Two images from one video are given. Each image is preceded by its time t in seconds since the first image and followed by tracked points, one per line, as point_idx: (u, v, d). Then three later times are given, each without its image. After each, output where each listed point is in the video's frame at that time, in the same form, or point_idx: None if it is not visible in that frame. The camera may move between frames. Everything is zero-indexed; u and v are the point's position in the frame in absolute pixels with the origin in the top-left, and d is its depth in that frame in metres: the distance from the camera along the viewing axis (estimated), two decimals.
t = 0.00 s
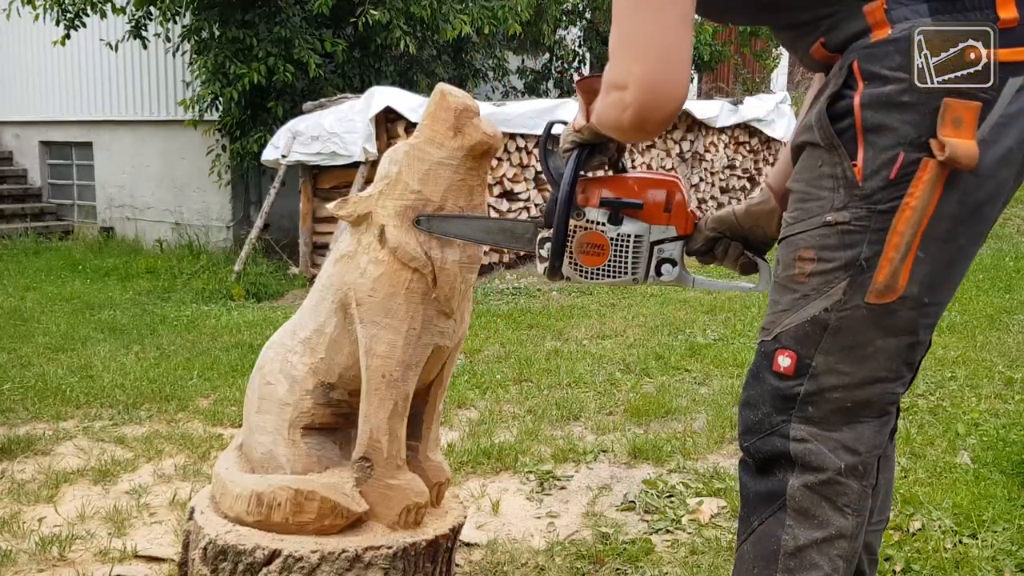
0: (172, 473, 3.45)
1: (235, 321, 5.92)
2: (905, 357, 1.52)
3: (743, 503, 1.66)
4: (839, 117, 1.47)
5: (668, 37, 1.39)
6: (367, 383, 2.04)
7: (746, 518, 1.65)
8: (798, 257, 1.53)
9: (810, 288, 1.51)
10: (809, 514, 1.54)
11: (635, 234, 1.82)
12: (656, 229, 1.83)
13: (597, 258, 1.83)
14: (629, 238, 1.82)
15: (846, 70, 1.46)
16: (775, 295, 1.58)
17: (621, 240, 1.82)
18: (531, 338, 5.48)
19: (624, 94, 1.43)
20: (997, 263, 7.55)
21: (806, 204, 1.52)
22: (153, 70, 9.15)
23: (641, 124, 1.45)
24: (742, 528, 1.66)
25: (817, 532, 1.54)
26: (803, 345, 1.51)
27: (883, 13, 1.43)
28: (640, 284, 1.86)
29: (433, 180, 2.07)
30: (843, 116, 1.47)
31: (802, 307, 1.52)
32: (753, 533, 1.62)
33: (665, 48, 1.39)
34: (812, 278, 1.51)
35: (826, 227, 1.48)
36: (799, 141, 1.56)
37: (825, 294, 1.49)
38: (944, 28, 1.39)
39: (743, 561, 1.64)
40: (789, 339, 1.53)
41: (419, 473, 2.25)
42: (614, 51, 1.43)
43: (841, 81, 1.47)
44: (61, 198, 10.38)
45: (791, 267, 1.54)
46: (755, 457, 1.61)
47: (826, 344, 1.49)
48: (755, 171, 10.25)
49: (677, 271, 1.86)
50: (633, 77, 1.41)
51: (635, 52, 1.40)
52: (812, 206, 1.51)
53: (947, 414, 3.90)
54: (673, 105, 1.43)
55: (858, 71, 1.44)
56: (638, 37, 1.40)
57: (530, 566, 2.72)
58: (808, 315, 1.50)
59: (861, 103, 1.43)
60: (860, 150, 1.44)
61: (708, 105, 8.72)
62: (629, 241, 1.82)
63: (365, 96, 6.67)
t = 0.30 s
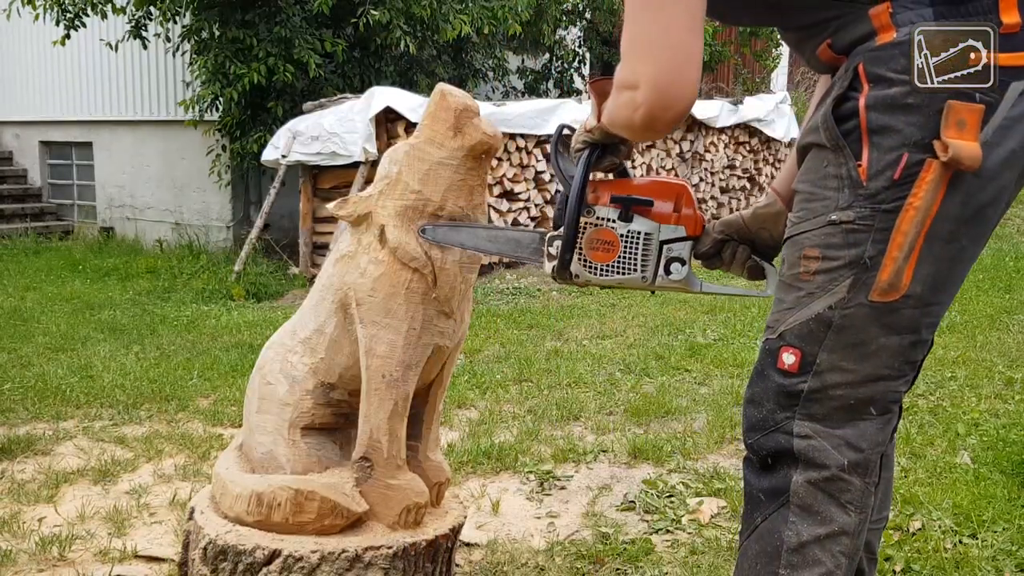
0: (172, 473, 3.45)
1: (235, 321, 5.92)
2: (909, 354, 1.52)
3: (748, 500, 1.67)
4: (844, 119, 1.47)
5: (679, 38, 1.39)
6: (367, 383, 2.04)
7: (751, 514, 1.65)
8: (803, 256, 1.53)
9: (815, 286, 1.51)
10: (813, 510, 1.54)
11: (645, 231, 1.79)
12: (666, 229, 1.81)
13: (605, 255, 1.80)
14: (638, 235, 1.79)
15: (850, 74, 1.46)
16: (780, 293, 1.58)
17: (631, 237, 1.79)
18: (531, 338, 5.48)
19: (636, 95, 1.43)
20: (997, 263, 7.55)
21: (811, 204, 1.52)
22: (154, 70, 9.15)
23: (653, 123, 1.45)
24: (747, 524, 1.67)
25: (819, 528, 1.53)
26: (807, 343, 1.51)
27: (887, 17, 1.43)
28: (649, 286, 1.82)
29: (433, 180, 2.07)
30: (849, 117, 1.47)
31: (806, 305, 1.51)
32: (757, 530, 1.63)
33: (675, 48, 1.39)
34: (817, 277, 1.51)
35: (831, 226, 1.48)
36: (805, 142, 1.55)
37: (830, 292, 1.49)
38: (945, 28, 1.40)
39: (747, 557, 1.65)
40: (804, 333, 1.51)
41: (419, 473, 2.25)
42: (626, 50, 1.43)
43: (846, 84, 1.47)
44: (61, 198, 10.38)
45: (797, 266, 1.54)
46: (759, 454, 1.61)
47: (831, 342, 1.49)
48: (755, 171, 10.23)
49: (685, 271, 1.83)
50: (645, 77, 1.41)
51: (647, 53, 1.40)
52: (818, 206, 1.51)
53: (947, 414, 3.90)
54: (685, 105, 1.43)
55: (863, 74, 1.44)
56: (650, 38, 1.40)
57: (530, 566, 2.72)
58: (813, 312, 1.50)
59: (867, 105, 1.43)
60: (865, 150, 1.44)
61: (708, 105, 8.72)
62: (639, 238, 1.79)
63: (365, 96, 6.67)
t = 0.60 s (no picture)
0: (172, 473, 3.45)
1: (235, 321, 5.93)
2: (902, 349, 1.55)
3: (759, 486, 1.63)
4: (845, 119, 1.48)
5: (718, 39, 1.41)
6: (367, 383, 2.04)
7: (765, 500, 1.61)
8: (806, 251, 1.53)
9: (819, 281, 1.51)
10: (831, 491, 1.53)
11: (657, 218, 1.82)
12: (675, 213, 1.84)
13: (621, 243, 1.82)
14: (651, 222, 1.82)
15: (850, 76, 1.47)
16: (779, 285, 1.57)
17: (645, 224, 1.82)
18: (531, 338, 5.48)
19: (675, 94, 1.45)
20: (997, 263, 7.55)
21: (812, 202, 1.52)
22: (154, 70, 9.15)
23: (690, 121, 1.48)
24: (760, 510, 1.62)
25: (839, 505, 1.54)
26: (813, 333, 1.51)
27: (885, 23, 1.46)
28: (660, 268, 1.86)
29: (434, 180, 2.07)
30: (850, 118, 1.47)
31: (811, 299, 1.52)
32: (777, 514, 1.59)
33: (715, 49, 1.41)
34: (820, 272, 1.51)
35: (833, 223, 1.49)
36: (801, 140, 1.55)
37: (834, 286, 1.49)
38: (940, 30, 1.45)
39: (768, 543, 1.60)
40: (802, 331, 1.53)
41: (420, 473, 2.25)
42: (664, 52, 1.43)
43: (845, 87, 1.47)
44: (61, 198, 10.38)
45: (799, 261, 1.54)
46: (768, 441, 1.58)
47: (837, 332, 1.50)
48: (755, 170, 10.23)
49: (695, 254, 1.87)
50: (686, 79, 1.43)
51: (687, 57, 1.42)
52: (819, 203, 1.51)
53: (947, 414, 3.90)
54: (721, 104, 1.46)
55: (861, 76, 1.46)
56: (690, 42, 1.41)
57: (530, 566, 2.72)
58: (818, 306, 1.51)
59: (867, 107, 1.45)
60: (865, 152, 1.46)
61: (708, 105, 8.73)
62: (653, 225, 1.82)
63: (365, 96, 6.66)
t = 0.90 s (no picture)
0: (172, 473, 3.45)
1: (236, 321, 5.93)
2: (920, 345, 1.55)
3: (782, 482, 1.63)
4: (861, 121, 1.48)
5: (722, 39, 1.41)
6: (367, 383, 2.04)
7: (787, 496, 1.61)
8: (830, 251, 1.52)
9: (845, 279, 1.51)
10: (856, 486, 1.53)
11: (660, 222, 1.80)
12: (677, 217, 1.82)
13: (625, 246, 1.80)
14: (654, 226, 1.80)
15: (861, 81, 1.48)
16: (804, 286, 1.57)
17: (649, 228, 1.80)
18: (531, 338, 5.48)
19: (682, 96, 1.45)
20: (997, 263, 7.54)
21: (833, 203, 1.52)
22: (154, 70, 9.15)
23: (697, 122, 1.48)
24: (781, 506, 1.63)
25: (863, 500, 1.54)
26: (841, 331, 1.52)
27: (890, 29, 1.47)
28: (665, 273, 1.83)
29: (434, 180, 2.07)
30: (867, 120, 1.47)
31: (837, 297, 1.52)
32: (798, 509, 1.59)
33: (720, 50, 1.41)
34: (847, 270, 1.50)
35: (857, 222, 1.48)
36: (815, 144, 1.54)
37: (860, 284, 1.49)
38: (944, 30, 1.46)
39: (787, 539, 1.60)
40: (817, 330, 1.54)
41: (419, 473, 2.25)
42: (669, 54, 1.44)
43: (857, 91, 1.48)
44: (61, 198, 10.38)
45: (823, 261, 1.53)
46: (796, 438, 1.58)
47: (864, 329, 1.50)
48: (755, 170, 10.23)
49: (699, 257, 1.85)
50: (692, 81, 1.43)
51: (691, 59, 1.42)
52: (839, 203, 1.51)
53: (948, 414, 3.90)
54: (729, 103, 1.46)
55: (872, 81, 1.47)
56: (694, 43, 1.41)
57: (530, 566, 2.72)
58: (846, 303, 1.51)
59: (883, 109, 1.45)
60: (883, 151, 1.46)
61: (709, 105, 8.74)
62: (657, 228, 1.80)
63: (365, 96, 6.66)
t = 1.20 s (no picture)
0: (172, 473, 3.45)
1: (236, 321, 5.93)
2: (916, 344, 1.55)
3: (779, 481, 1.62)
4: (857, 122, 1.48)
5: (723, 39, 1.41)
6: (367, 383, 2.04)
7: (785, 495, 1.61)
8: (825, 250, 1.52)
9: (841, 279, 1.51)
10: (853, 484, 1.53)
11: (663, 222, 1.80)
12: (680, 218, 1.82)
13: (627, 246, 1.79)
14: (657, 226, 1.80)
15: (857, 82, 1.48)
16: (800, 285, 1.57)
17: (650, 228, 1.79)
18: (531, 338, 5.48)
19: (685, 97, 1.46)
20: (997, 264, 7.54)
21: (828, 203, 1.52)
22: (153, 70, 9.15)
23: (699, 122, 1.48)
24: (778, 505, 1.62)
25: (860, 498, 1.54)
26: (837, 330, 1.52)
27: (887, 31, 1.47)
28: (666, 274, 1.83)
29: (434, 180, 2.07)
30: (863, 120, 1.47)
31: (833, 296, 1.52)
32: (796, 507, 1.59)
33: (722, 50, 1.42)
34: (843, 270, 1.51)
35: (852, 222, 1.49)
36: (811, 145, 1.54)
37: (856, 283, 1.50)
38: (941, 31, 1.46)
39: (785, 538, 1.60)
40: (813, 328, 1.54)
41: (419, 473, 2.25)
42: (673, 54, 1.44)
43: (853, 92, 1.48)
44: (61, 198, 10.38)
45: (819, 260, 1.53)
46: (793, 436, 1.58)
47: (860, 328, 1.50)
48: (755, 170, 10.23)
49: (700, 258, 1.84)
50: (695, 81, 1.43)
51: (694, 60, 1.42)
52: (835, 203, 1.51)
53: (948, 414, 3.90)
54: (731, 103, 1.47)
55: (869, 81, 1.47)
56: (696, 43, 1.41)
57: (530, 566, 2.72)
58: (842, 303, 1.51)
59: (878, 109, 1.45)
60: (878, 151, 1.46)
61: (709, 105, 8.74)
62: (659, 228, 1.79)
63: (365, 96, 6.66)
